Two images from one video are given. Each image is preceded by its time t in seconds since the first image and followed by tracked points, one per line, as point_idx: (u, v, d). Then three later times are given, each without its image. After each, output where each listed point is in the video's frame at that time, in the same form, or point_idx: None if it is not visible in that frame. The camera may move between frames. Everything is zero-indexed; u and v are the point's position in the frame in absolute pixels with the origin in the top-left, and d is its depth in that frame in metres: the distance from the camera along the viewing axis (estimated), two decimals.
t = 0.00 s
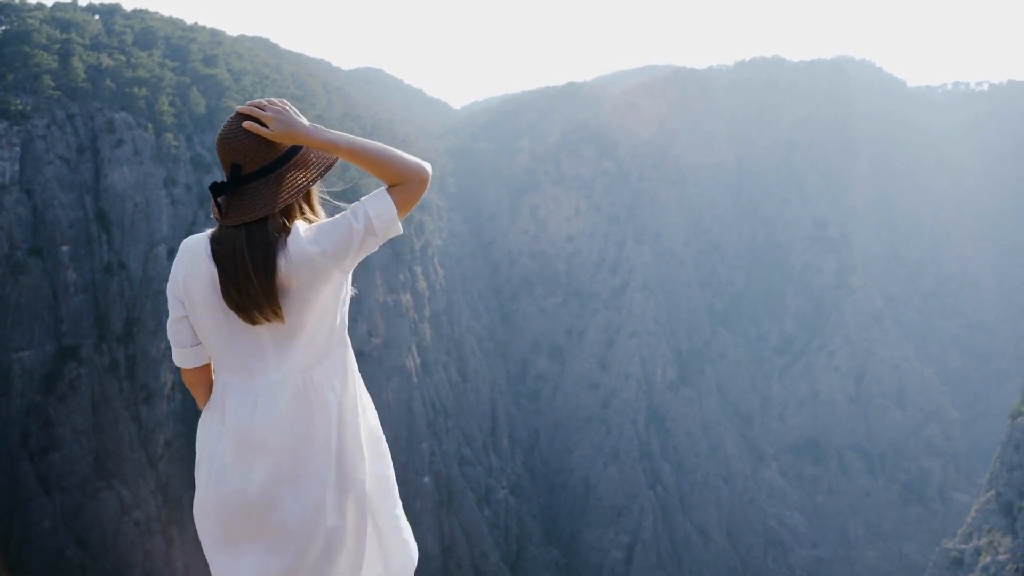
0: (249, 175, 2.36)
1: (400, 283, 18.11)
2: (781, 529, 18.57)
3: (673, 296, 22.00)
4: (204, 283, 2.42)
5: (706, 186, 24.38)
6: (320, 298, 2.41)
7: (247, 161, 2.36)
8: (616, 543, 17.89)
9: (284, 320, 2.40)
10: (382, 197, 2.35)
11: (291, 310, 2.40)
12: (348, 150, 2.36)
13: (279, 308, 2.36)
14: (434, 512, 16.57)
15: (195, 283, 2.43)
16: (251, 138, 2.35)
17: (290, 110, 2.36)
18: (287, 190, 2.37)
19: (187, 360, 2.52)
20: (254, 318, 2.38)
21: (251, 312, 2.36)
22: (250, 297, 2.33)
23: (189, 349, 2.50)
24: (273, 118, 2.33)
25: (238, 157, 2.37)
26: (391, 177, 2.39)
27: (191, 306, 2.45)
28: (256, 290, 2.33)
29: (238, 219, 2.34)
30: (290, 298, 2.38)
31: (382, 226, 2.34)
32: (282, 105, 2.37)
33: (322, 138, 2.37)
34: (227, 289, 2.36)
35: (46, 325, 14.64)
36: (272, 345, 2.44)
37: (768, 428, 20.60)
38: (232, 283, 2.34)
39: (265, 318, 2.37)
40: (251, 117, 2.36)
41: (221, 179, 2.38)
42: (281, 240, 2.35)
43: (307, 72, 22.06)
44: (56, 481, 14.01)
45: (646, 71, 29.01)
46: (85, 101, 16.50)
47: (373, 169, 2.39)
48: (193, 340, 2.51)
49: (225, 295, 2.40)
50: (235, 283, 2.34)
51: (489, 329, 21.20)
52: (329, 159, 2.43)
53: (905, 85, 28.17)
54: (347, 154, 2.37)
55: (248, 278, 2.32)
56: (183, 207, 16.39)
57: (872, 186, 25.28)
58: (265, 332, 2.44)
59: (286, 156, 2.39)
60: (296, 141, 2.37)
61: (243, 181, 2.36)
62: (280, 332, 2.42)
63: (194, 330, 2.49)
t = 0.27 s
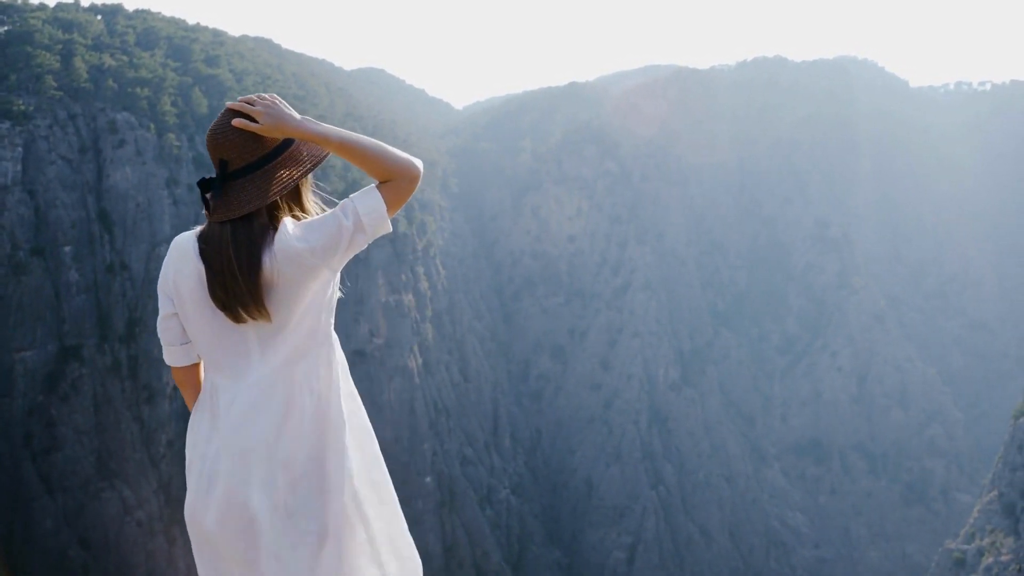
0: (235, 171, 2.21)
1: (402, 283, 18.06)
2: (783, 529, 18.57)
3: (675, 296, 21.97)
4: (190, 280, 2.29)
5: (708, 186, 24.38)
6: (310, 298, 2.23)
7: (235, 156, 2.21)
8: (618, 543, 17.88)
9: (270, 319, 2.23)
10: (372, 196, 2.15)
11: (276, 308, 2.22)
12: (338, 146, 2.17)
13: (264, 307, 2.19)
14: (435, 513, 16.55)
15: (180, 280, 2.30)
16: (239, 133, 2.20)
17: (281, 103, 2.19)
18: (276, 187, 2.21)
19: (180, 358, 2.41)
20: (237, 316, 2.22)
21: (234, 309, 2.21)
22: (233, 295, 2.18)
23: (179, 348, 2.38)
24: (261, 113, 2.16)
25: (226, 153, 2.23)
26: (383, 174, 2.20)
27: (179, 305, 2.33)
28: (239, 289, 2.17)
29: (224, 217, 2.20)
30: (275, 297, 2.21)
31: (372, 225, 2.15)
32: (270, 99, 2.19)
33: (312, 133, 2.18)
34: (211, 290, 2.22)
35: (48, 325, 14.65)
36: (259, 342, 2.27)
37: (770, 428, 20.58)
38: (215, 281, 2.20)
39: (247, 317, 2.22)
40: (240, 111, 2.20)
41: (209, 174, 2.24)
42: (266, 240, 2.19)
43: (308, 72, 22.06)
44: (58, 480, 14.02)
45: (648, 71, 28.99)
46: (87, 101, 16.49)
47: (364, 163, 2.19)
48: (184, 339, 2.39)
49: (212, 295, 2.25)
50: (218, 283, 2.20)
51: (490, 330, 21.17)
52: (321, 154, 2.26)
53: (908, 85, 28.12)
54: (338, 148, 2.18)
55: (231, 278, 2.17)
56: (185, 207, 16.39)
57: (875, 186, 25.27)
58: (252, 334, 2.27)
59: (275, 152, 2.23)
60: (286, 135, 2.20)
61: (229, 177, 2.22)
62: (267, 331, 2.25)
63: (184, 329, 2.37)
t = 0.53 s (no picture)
0: (220, 166, 2.23)
1: (406, 283, 18.04)
2: (786, 528, 18.57)
3: (679, 296, 21.93)
4: (175, 276, 2.29)
5: (712, 186, 24.36)
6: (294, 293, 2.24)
7: (221, 150, 2.23)
8: (622, 543, 17.86)
9: (253, 316, 2.23)
10: (363, 190, 2.18)
11: (259, 306, 2.22)
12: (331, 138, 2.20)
13: (246, 304, 2.20)
14: (439, 512, 16.55)
15: (168, 278, 2.31)
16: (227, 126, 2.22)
17: (270, 95, 2.22)
18: (260, 179, 2.21)
19: (170, 355, 2.46)
20: (220, 314, 2.23)
21: (216, 306, 2.21)
22: (213, 291, 2.19)
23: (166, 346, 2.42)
24: (252, 104, 2.18)
25: (213, 147, 2.24)
26: (374, 168, 2.23)
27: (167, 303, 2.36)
28: (220, 282, 2.17)
29: (208, 210, 2.21)
30: (258, 293, 2.21)
31: (361, 222, 2.17)
32: (262, 90, 2.21)
33: (304, 124, 2.22)
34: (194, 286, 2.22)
35: (53, 325, 14.69)
36: (246, 338, 2.27)
37: (774, 428, 20.55)
38: (197, 276, 2.20)
39: (230, 314, 2.22)
40: (229, 105, 2.23)
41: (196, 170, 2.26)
42: (250, 232, 2.20)
43: (313, 72, 22.06)
44: (63, 480, 14.03)
45: (652, 71, 28.95)
46: (92, 102, 16.55)
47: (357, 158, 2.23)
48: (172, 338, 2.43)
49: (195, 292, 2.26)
50: (200, 277, 2.20)
51: (494, 330, 21.15)
52: (308, 147, 2.28)
53: (913, 85, 28.04)
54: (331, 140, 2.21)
55: (213, 270, 2.18)
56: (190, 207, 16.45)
57: (879, 186, 25.27)
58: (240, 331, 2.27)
59: (263, 146, 2.25)
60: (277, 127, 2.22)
61: (214, 171, 2.23)
62: (253, 329, 2.25)
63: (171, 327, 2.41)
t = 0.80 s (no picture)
0: (207, 160, 2.16)
1: (413, 283, 18.01)
2: (794, 529, 18.57)
3: (686, 296, 21.87)
4: (163, 272, 2.25)
5: (719, 185, 24.30)
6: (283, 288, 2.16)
7: (206, 142, 2.15)
8: (628, 544, 17.83)
9: (239, 314, 2.16)
10: (355, 183, 2.11)
11: (248, 303, 2.15)
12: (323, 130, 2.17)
13: (230, 302, 2.13)
14: (446, 512, 16.54)
15: (158, 275, 2.27)
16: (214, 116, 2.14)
17: (262, 86, 2.16)
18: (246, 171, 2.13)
19: (165, 353, 2.40)
20: (206, 309, 2.16)
21: (203, 301, 2.14)
22: (199, 286, 2.12)
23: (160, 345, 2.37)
24: (244, 93, 2.12)
25: (199, 141, 2.17)
26: (365, 161, 2.18)
27: (159, 300, 2.31)
28: (205, 277, 2.11)
29: (195, 203, 2.15)
30: (244, 289, 2.13)
31: (353, 218, 2.10)
32: (253, 82, 2.17)
33: (295, 113, 2.17)
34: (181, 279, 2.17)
35: (61, 326, 14.69)
36: (235, 336, 2.20)
37: (781, 429, 20.50)
38: (183, 270, 2.15)
39: (216, 309, 2.15)
40: (219, 98, 2.17)
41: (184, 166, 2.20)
42: (235, 225, 2.14)
43: (319, 73, 22.06)
44: (71, 479, 14.06)
45: (659, 71, 28.89)
46: (99, 103, 16.59)
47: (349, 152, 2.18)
48: (165, 336, 2.38)
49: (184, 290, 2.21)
50: (186, 272, 2.15)
51: (501, 330, 21.09)
52: (297, 136, 2.18)
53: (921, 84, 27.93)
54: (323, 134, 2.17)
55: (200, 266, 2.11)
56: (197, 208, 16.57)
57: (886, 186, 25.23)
58: (229, 329, 2.20)
59: (251, 137, 2.16)
60: (266, 117, 2.15)
61: (201, 166, 2.17)
62: (242, 326, 2.18)
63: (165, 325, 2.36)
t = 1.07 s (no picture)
0: (199, 156, 2.07)
1: (419, 283, 18.01)
2: (801, 530, 18.53)
3: (694, 296, 21.81)
4: (156, 270, 2.18)
5: (726, 185, 24.25)
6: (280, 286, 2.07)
7: (198, 136, 2.06)
8: (635, 545, 17.82)
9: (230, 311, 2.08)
10: (351, 177, 2.03)
11: (241, 302, 2.07)
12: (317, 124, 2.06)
13: (222, 300, 2.05)
14: (452, 512, 16.56)
15: (152, 271, 2.21)
16: (206, 110, 2.05)
17: (258, 79, 2.07)
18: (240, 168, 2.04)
19: (160, 353, 2.33)
20: (199, 307, 2.08)
21: (195, 300, 2.06)
22: (189, 284, 2.05)
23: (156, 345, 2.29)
24: (239, 87, 2.03)
25: (191, 135, 2.08)
26: (362, 156, 2.08)
27: (155, 298, 2.24)
28: (195, 276, 2.03)
29: (189, 201, 2.07)
30: (236, 288, 2.05)
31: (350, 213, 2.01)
32: (246, 74, 2.07)
33: (290, 107, 2.06)
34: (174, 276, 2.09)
35: (69, 325, 14.76)
36: (229, 333, 2.11)
37: (789, 429, 20.44)
38: (175, 268, 2.08)
39: (208, 307, 2.06)
40: (212, 91, 2.07)
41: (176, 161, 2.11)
42: (227, 221, 2.05)
43: (326, 72, 22.07)
44: (79, 478, 14.10)
45: (666, 71, 28.85)
46: (107, 103, 16.63)
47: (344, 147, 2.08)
48: (162, 335, 2.30)
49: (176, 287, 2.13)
50: (179, 269, 2.07)
51: (507, 330, 21.07)
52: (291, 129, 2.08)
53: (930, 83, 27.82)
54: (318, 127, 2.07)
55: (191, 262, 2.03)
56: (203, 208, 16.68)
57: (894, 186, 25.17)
58: (224, 325, 2.11)
59: (246, 132, 2.07)
60: (261, 111, 2.05)
61: (194, 161, 2.08)
62: (237, 323, 2.09)
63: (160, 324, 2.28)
